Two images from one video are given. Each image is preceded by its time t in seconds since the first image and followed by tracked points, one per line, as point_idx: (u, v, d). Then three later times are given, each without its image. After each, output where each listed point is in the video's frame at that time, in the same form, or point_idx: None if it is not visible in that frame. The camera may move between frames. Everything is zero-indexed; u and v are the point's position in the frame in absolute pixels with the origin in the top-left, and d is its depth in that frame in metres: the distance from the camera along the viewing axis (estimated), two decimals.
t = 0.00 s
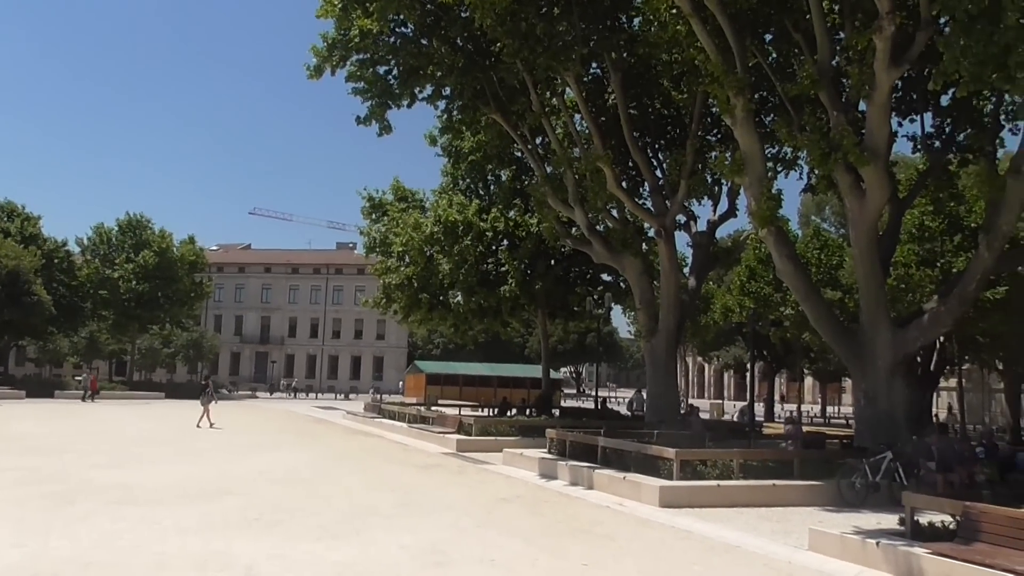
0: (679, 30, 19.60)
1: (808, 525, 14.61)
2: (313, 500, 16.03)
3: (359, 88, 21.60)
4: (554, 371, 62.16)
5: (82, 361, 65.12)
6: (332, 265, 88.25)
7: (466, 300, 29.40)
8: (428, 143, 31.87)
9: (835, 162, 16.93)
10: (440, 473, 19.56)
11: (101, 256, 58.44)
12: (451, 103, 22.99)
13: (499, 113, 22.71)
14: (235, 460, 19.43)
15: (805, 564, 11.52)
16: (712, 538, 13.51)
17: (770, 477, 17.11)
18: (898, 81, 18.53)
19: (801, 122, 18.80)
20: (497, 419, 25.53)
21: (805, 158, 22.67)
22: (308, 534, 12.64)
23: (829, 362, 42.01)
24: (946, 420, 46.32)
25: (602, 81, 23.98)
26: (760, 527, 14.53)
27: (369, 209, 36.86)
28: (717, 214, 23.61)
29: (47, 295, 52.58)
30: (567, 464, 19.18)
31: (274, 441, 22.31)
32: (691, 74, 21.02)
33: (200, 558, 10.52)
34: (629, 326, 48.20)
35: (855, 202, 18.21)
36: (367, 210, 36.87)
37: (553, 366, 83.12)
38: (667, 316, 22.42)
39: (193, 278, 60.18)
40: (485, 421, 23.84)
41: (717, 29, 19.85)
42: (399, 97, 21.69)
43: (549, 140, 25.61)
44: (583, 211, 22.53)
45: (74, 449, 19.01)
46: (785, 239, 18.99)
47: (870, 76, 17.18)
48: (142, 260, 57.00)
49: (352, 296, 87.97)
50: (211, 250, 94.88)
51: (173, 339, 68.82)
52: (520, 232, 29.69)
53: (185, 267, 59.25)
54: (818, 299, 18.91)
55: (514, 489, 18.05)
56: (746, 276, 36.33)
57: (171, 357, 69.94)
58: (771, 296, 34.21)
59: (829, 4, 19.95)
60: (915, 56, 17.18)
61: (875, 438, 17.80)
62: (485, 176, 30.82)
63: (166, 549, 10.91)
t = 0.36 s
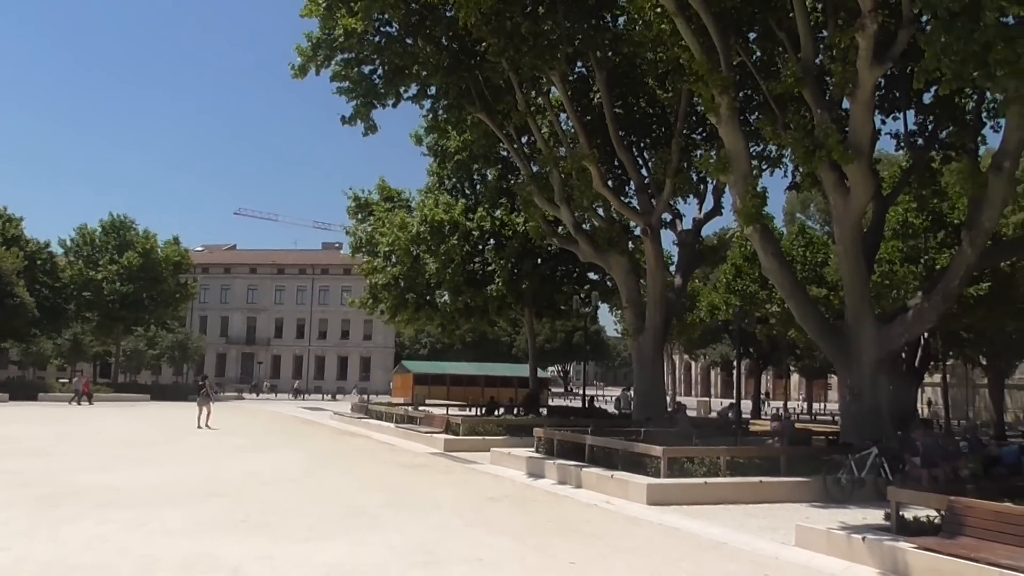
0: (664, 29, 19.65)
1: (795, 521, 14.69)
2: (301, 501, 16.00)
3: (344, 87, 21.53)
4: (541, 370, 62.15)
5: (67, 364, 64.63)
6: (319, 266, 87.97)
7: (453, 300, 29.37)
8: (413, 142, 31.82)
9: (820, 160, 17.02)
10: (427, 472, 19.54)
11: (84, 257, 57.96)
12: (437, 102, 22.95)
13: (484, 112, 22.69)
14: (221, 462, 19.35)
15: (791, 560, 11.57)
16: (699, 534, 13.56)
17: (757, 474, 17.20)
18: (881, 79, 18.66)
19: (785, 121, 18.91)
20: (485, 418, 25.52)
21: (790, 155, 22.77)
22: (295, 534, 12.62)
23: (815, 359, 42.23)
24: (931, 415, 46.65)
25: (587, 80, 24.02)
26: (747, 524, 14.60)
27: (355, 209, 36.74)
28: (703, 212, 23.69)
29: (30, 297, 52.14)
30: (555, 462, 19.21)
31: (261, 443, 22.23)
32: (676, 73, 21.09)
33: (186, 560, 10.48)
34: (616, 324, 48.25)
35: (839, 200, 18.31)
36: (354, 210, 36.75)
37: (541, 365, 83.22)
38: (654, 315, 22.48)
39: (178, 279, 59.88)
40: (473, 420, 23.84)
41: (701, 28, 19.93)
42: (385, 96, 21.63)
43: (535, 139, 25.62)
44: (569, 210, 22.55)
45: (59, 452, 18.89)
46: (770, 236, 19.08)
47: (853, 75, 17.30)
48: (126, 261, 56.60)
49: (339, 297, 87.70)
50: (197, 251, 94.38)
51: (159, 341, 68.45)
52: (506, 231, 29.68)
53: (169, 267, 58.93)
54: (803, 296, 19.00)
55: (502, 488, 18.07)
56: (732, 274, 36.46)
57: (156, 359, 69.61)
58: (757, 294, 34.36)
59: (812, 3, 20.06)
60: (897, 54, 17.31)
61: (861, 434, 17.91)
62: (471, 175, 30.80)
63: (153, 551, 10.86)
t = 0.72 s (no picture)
0: (649, 29, 19.68)
1: (780, 519, 14.76)
2: (286, 502, 15.94)
3: (329, 87, 21.46)
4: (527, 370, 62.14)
5: (49, 365, 64.09)
6: (304, 266, 87.65)
7: (438, 300, 29.33)
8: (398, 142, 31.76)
9: (803, 160, 17.11)
10: (414, 473, 19.52)
11: (67, 258, 57.47)
12: (422, 102, 22.90)
13: (470, 112, 22.69)
14: (205, 463, 19.28)
15: (777, 558, 11.63)
16: (685, 533, 13.61)
17: (742, 472, 17.28)
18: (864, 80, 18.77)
19: (769, 120, 19.00)
20: (470, 418, 25.49)
21: (773, 156, 22.90)
22: (280, 536, 12.58)
23: (800, 357, 42.44)
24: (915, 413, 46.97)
25: (572, 80, 24.06)
26: (732, 522, 14.66)
27: (340, 209, 36.61)
28: (688, 212, 23.77)
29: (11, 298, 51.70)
30: (541, 462, 19.22)
31: (245, 443, 22.14)
32: (660, 73, 21.15)
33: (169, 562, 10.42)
34: (602, 323, 48.36)
35: (823, 199, 18.42)
36: (339, 210, 36.63)
37: (527, 364, 83.32)
38: (639, 314, 22.55)
39: (162, 279, 59.57)
40: (459, 420, 23.81)
41: (686, 28, 19.99)
42: (370, 96, 21.56)
43: (520, 139, 25.62)
44: (555, 210, 22.57)
45: (41, 454, 18.73)
46: (754, 235, 19.17)
47: (837, 75, 17.41)
48: (109, 261, 56.22)
49: (324, 297, 87.40)
50: (181, 252, 93.84)
51: (142, 342, 68.03)
52: (492, 231, 29.66)
53: (153, 268, 58.63)
54: (787, 295, 19.10)
55: (488, 488, 18.06)
56: (717, 273, 36.62)
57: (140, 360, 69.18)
58: (742, 293, 34.50)
59: (796, 4, 20.16)
60: (880, 55, 17.43)
61: (845, 432, 18.02)
62: (456, 175, 30.77)
63: (136, 553, 10.79)
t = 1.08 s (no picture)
0: (633, 29, 19.69)
1: (762, 517, 14.86)
2: (268, 501, 15.88)
3: (313, 85, 21.35)
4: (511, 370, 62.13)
5: (28, 363, 63.43)
6: (287, 264, 87.26)
7: (422, 299, 29.29)
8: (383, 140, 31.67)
9: (786, 160, 17.23)
10: (397, 472, 19.48)
11: (47, 256, 56.93)
12: (407, 100, 22.83)
13: (455, 111, 22.68)
14: (187, 463, 19.16)
15: (759, 556, 11.69)
16: (668, 531, 13.66)
17: (725, 471, 17.39)
18: (847, 81, 18.89)
19: (753, 121, 19.09)
20: (454, 417, 25.48)
21: (757, 156, 22.98)
22: (263, 535, 12.53)
23: (782, 357, 42.68)
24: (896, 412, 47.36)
25: (557, 79, 24.07)
26: (715, 520, 14.73)
27: (324, 207, 36.45)
28: (672, 212, 23.83)
29: None
30: (525, 461, 19.24)
31: (228, 443, 22.03)
32: (645, 73, 21.20)
33: (150, 563, 10.35)
34: (586, 323, 48.41)
35: (805, 199, 18.52)
36: (322, 208, 36.46)
37: (510, 363, 83.38)
38: (623, 313, 22.59)
39: (144, 278, 59.19)
40: (443, 420, 23.79)
41: (671, 29, 20.04)
42: (354, 94, 21.45)
43: (505, 139, 25.61)
44: (540, 209, 22.57)
45: (20, 453, 18.54)
46: (737, 235, 19.26)
47: (820, 76, 17.52)
48: (89, 260, 55.69)
49: (307, 296, 87.04)
50: (163, 250, 93.17)
51: (124, 340, 67.48)
52: (476, 230, 29.61)
53: (135, 266, 58.21)
54: (770, 295, 19.20)
55: (472, 487, 18.05)
56: (701, 272, 36.78)
57: (121, 359, 68.65)
58: (725, 292, 34.66)
59: (780, 5, 20.25)
60: (863, 56, 17.55)
61: (827, 430, 18.15)
62: (441, 174, 30.72)
63: (117, 554, 10.72)
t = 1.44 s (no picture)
0: (617, 28, 19.72)
1: (745, 515, 14.95)
2: (251, 501, 15.79)
3: (296, 82, 21.22)
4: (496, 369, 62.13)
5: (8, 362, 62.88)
6: (271, 263, 86.86)
7: (407, 297, 29.26)
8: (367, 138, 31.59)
9: (769, 160, 17.32)
10: (381, 471, 19.43)
11: (27, 254, 56.51)
12: (391, 98, 22.78)
13: (439, 109, 22.67)
14: (169, 462, 19.06)
15: (742, 553, 11.74)
16: (651, 529, 13.70)
17: (708, 469, 17.47)
18: (829, 81, 19.00)
19: (736, 121, 19.17)
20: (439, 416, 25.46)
21: (740, 155, 23.08)
22: (245, 535, 12.46)
23: (765, 355, 42.92)
24: (877, 410, 47.73)
25: (542, 78, 24.09)
26: (698, 518, 14.79)
27: (307, 205, 36.27)
28: (656, 211, 23.89)
29: None
30: (509, 460, 19.26)
31: (211, 442, 21.89)
32: (629, 72, 21.24)
33: (131, 563, 10.28)
34: (570, 322, 48.47)
35: (788, 198, 18.61)
36: (305, 206, 36.29)
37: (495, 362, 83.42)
38: (607, 312, 22.62)
39: (126, 276, 58.85)
40: (427, 419, 23.76)
41: (654, 28, 20.11)
42: (337, 92, 21.37)
43: (489, 137, 25.60)
44: (524, 208, 22.57)
45: None
46: (720, 234, 19.33)
47: (803, 76, 17.62)
48: (70, 258, 55.28)
49: (291, 295, 86.70)
50: (145, 248, 92.54)
51: (105, 339, 67.01)
52: (460, 229, 29.58)
53: (117, 265, 57.86)
54: (753, 293, 19.29)
55: (457, 486, 18.04)
56: (684, 271, 36.90)
57: (102, 358, 68.11)
58: (709, 291, 34.80)
59: (763, 5, 20.33)
60: (845, 57, 17.66)
61: (809, 428, 18.26)
62: (425, 172, 30.66)
63: (97, 554, 10.64)
